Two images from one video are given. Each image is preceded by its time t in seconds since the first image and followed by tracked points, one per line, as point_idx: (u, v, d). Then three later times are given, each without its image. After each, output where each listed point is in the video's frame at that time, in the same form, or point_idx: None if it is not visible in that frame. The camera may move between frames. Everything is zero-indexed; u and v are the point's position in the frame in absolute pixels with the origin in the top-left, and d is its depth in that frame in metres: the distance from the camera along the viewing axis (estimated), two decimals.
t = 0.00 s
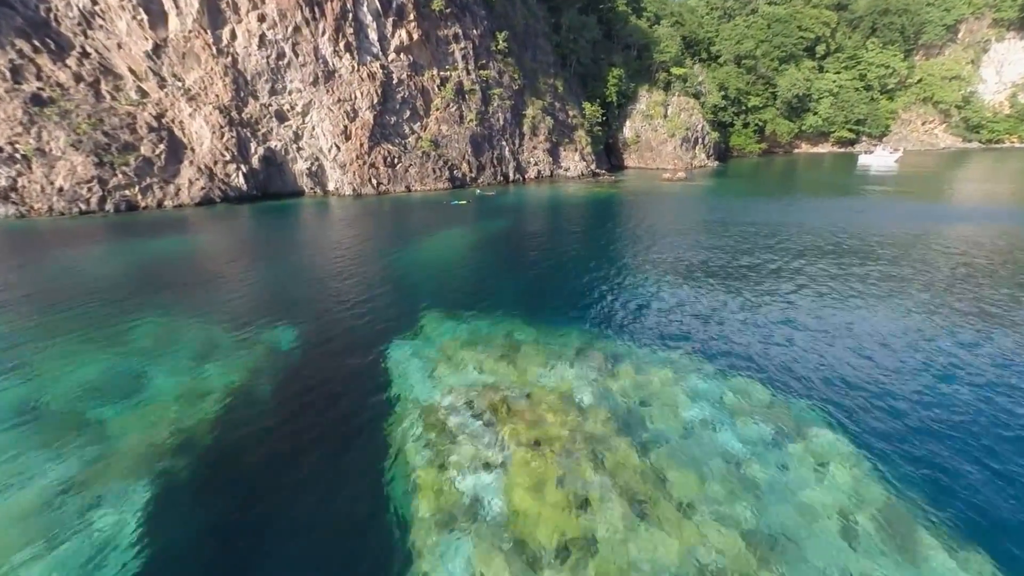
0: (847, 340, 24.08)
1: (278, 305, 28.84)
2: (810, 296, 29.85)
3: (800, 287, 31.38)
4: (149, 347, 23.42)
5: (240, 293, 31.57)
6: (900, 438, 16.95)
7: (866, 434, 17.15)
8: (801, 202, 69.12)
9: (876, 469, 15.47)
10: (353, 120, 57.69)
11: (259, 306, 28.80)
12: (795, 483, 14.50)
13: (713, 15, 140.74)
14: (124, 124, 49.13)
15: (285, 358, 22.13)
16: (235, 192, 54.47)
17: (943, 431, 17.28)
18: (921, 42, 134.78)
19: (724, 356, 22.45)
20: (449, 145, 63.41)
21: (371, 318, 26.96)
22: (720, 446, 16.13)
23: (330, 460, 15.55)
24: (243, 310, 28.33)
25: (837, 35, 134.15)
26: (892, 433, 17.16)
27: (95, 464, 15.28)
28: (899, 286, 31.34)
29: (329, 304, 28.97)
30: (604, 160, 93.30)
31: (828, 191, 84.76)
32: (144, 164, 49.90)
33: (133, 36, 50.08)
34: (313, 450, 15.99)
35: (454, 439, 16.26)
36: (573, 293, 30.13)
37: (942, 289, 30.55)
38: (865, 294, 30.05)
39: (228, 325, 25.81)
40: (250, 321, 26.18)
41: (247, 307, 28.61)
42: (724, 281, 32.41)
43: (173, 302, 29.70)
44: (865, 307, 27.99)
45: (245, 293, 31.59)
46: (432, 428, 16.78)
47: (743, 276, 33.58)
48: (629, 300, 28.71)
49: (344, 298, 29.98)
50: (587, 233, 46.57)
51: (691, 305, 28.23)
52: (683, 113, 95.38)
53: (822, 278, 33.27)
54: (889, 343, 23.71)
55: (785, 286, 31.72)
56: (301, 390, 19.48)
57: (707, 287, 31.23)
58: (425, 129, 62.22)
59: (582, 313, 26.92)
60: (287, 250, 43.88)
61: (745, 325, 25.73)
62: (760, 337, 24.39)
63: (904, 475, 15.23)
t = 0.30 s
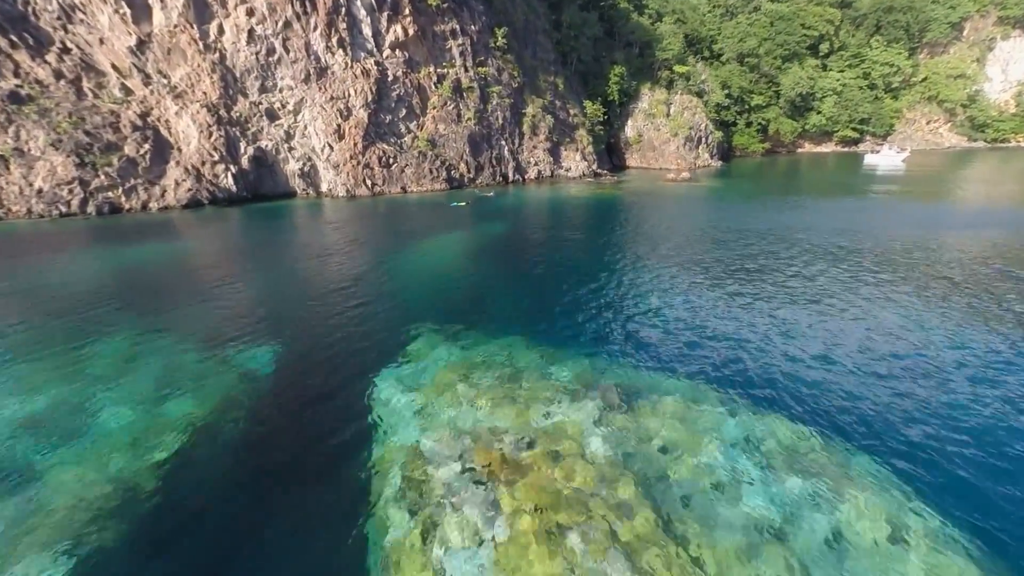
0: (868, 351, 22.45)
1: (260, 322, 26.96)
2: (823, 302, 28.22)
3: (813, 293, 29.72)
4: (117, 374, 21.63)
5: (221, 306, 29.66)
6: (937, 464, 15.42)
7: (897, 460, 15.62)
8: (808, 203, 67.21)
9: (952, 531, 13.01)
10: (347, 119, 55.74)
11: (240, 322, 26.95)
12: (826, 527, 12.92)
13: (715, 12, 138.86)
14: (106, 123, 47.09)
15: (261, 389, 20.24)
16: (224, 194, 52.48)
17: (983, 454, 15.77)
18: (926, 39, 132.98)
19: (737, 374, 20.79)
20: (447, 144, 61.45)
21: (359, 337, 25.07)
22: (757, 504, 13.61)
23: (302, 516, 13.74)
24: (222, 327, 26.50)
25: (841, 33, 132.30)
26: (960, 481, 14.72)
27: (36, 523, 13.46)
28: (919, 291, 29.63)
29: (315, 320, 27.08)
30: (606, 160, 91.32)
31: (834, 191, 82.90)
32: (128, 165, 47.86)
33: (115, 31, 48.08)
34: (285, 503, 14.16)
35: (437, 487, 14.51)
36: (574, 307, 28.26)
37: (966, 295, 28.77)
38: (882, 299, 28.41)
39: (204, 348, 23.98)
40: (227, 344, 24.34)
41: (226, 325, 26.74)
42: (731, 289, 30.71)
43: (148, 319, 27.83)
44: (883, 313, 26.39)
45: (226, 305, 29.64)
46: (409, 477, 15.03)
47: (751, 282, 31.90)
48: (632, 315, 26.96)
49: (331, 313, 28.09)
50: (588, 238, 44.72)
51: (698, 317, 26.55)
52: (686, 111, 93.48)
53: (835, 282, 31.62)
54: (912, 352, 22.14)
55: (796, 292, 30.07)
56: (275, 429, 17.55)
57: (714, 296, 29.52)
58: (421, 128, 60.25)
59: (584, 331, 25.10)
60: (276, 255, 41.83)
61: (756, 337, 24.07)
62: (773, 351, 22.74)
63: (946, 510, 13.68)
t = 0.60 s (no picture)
0: (886, 373, 21.28)
1: (241, 342, 25.09)
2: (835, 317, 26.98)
3: (823, 306, 28.45)
4: (78, 407, 19.73)
5: (199, 321, 27.66)
6: (972, 509, 14.31)
7: (942, 512, 14.19)
8: (815, 205, 65.51)
9: None
10: (339, 118, 53.87)
11: (219, 342, 25.08)
12: None
13: (717, 10, 136.79)
14: (86, 121, 44.93)
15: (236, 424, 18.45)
16: (211, 195, 50.36)
17: None
18: (930, 39, 131.19)
19: (750, 404, 19.46)
20: (443, 144, 59.48)
21: (346, 361, 23.24)
22: None
23: None
24: (199, 348, 24.57)
25: (845, 32, 129.42)
26: None
27: None
28: (936, 304, 28.33)
29: (299, 339, 25.19)
30: (607, 160, 89.43)
31: (840, 193, 81.06)
32: (109, 166, 45.69)
33: (95, 25, 46.05)
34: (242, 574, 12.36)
35: (424, 552, 12.91)
36: (577, 326, 26.48)
37: (989, 310, 27.32)
38: (896, 312, 27.23)
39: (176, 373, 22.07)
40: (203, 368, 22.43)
41: (204, 345, 24.86)
42: (739, 303, 29.32)
43: (121, 338, 25.89)
44: (897, 329, 25.27)
45: (205, 321, 27.66)
46: (400, 533, 13.58)
47: (759, 295, 30.50)
48: (637, 334, 25.39)
49: (317, 331, 26.19)
50: (590, 244, 42.88)
51: (705, 336, 25.15)
52: (688, 111, 91.61)
53: (846, 293, 30.36)
54: (933, 375, 21.03)
55: (806, 305, 28.73)
56: (247, 475, 15.75)
57: (721, 311, 28.10)
58: (417, 127, 58.33)
59: (588, 355, 23.36)
60: (263, 260, 39.80)
61: (768, 360, 22.72)
62: (787, 375, 21.44)
63: None
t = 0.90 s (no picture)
0: (902, 396, 20.02)
1: (218, 366, 23.11)
2: (844, 331, 25.70)
3: (832, 319, 27.14)
4: (32, 445, 17.73)
5: (177, 340, 25.68)
6: None
7: None
8: (824, 208, 63.65)
9: None
10: (332, 117, 51.94)
11: (196, 366, 23.11)
12: None
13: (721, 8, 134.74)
14: (65, 119, 42.82)
15: (206, 470, 16.43)
16: (198, 198, 48.28)
17: None
18: (935, 38, 129.28)
19: (760, 433, 18.08)
20: (441, 145, 57.49)
21: (334, 388, 21.28)
22: None
23: None
24: (173, 371, 22.61)
25: (849, 31, 128.64)
26: None
27: None
28: (951, 317, 27.06)
29: (283, 362, 23.24)
30: (609, 161, 87.40)
31: (848, 195, 79.11)
32: (90, 167, 43.60)
33: (75, 19, 43.94)
34: None
35: None
36: (580, 346, 24.74)
37: (1012, 326, 25.90)
38: (908, 326, 26.02)
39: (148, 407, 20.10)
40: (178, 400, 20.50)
41: (180, 370, 22.89)
42: (744, 315, 27.88)
43: (92, 361, 23.96)
44: (910, 344, 24.11)
45: (184, 340, 25.69)
46: None
47: (764, 307, 29.09)
48: (640, 354, 23.81)
49: (303, 352, 24.23)
50: (593, 251, 40.97)
51: (711, 354, 23.65)
52: (692, 111, 89.66)
53: (854, 304, 29.10)
54: (951, 397, 19.85)
55: (815, 318, 27.37)
56: (209, 538, 13.78)
57: (726, 325, 26.65)
58: (414, 126, 56.42)
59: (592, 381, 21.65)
60: (250, 266, 37.84)
61: (778, 380, 21.33)
62: (799, 398, 20.06)
63: None
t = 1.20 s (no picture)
0: (918, 419, 19.00)
1: (195, 390, 21.19)
2: (854, 347, 24.66)
3: (842, 334, 26.06)
4: None
5: (151, 360, 23.67)
6: None
7: None
8: (833, 212, 61.86)
9: None
10: (325, 116, 50.13)
11: (169, 390, 21.14)
12: None
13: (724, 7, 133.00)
14: (43, 118, 40.67)
15: (171, 521, 14.58)
16: (185, 200, 46.20)
17: None
18: (940, 37, 127.45)
19: (770, 462, 17.00)
20: (439, 145, 55.51)
21: (318, 417, 19.37)
22: None
23: None
24: (144, 396, 20.73)
25: (853, 30, 126.89)
26: None
27: None
28: (966, 333, 26.01)
29: (266, 387, 21.34)
30: (612, 162, 85.42)
31: (855, 197, 77.22)
32: (69, 168, 41.46)
33: (54, 13, 42.01)
34: None
35: None
36: (583, 368, 23.28)
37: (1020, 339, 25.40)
38: (921, 342, 24.98)
39: (112, 440, 18.13)
40: (147, 431, 18.55)
41: (152, 395, 20.88)
42: (750, 330, 26.72)
43: (56, 383, 21.93)
44: (923, 362, 23.10)
45: (158, 360, 23.69)
46: None
47: (771, 320, 27.94)
48: (643, 373, 22.60)
49: (288, 374, 22.34)
50: (597, 259, 39.19)
51: (716, 372, 22.50)
52: (696, 110, 87.68)
53: (864, 318, 28.03)
54: (969, 420, 18.85)
55: (824, 333, 26.27)
56: None
57: (732, 341, 25.51)
58: (411, 126, 54.61)
59: (595, 407, 20.25)
60: (237, 273, 35.96)
61: (787, 402, 20.26)
62: (810, 422, 18.99)
63: None
